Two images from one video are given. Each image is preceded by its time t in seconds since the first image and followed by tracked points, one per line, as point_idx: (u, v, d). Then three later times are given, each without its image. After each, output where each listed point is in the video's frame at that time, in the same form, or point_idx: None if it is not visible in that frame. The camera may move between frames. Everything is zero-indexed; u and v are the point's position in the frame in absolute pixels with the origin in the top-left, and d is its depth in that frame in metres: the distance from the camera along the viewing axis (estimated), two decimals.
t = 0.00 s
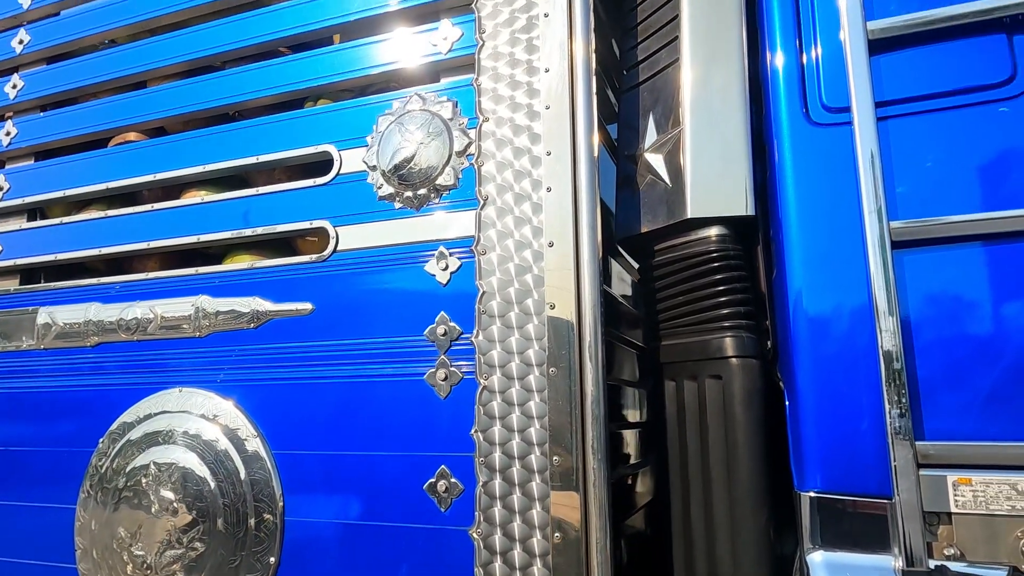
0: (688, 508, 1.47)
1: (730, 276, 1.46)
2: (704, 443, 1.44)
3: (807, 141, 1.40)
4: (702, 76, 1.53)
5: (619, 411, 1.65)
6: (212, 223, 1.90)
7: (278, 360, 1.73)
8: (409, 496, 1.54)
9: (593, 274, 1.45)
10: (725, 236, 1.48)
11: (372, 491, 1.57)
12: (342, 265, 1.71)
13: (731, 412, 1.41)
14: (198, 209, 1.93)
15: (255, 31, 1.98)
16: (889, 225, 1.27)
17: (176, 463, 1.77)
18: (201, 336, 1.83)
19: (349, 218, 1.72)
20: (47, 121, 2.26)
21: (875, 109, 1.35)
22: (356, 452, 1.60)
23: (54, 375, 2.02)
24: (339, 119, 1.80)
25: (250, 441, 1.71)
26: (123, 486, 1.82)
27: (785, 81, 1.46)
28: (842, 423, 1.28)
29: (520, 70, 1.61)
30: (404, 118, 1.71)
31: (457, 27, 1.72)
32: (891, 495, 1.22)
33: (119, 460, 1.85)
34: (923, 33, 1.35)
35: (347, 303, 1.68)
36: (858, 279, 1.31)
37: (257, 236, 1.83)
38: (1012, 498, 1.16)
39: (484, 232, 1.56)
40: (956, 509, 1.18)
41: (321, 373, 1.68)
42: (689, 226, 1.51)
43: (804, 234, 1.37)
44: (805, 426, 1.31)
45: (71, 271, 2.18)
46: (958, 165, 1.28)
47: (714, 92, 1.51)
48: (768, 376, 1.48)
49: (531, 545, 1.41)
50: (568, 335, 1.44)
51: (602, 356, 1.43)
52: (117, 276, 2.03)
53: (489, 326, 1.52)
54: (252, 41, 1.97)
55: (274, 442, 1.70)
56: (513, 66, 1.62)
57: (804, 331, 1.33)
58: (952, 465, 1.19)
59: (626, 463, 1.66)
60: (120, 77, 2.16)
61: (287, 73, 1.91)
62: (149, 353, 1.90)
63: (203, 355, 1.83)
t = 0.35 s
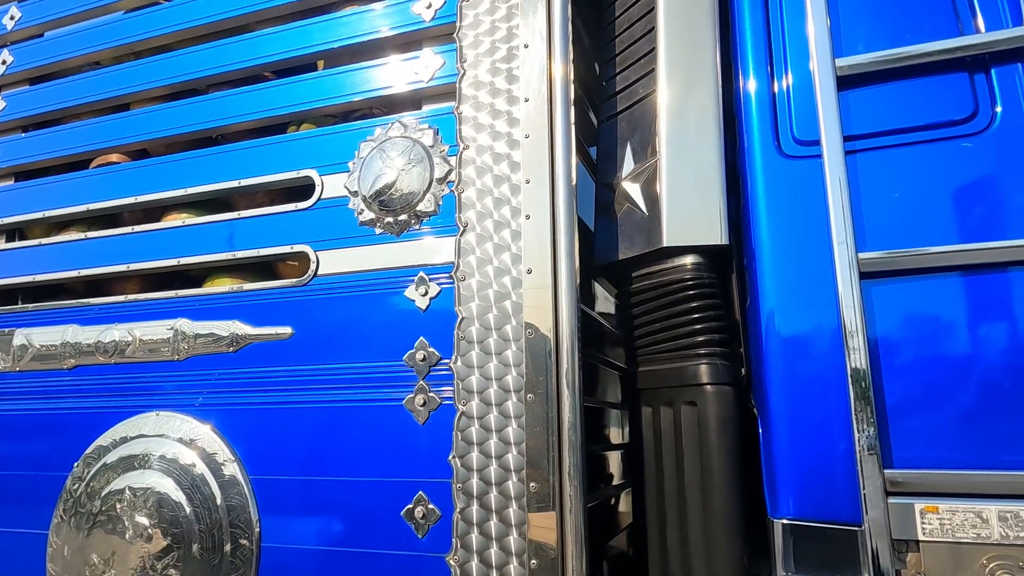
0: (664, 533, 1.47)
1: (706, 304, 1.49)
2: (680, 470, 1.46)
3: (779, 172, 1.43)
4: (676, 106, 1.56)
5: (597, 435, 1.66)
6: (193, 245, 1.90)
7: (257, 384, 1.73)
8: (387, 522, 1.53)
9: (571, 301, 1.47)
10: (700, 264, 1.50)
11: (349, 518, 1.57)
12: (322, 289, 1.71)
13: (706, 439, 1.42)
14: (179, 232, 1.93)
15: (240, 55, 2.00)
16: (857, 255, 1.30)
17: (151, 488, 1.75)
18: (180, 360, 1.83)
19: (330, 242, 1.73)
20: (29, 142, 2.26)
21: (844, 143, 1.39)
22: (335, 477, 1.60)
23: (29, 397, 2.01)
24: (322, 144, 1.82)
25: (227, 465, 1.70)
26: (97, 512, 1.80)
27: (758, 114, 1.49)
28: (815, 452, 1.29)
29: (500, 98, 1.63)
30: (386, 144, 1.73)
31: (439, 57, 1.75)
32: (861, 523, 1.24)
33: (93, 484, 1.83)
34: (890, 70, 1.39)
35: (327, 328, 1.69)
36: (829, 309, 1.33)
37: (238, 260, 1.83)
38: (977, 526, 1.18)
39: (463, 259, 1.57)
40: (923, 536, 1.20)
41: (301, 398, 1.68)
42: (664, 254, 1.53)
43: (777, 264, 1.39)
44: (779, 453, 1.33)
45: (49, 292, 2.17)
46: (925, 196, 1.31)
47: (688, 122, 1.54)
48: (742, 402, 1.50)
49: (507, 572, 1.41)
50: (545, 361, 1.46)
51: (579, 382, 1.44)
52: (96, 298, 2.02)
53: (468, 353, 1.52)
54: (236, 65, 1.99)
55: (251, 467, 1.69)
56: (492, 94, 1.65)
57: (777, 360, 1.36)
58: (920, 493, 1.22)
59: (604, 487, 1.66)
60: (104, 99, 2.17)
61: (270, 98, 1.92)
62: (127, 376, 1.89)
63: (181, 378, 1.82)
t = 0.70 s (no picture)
0: (640, 557, 1.48)
1: (682, 329, 1.51)
2: (656, 495, 1.47)
3: (753, 202, 1.47)
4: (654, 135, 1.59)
5: (576, 458, 1.68)
6: (174, 267, 1.90)
7: (236, 407, 1.73)
8: (365, 547, 1.53)
9: (550, 327, 1.49)
10: (677, 290, 1.53)
11: (327, 542, 1.56)
12: (303, 313, 1.72)
13: (682, 464, 1.44)
14: (160, 253, 1.93)
15: (225, 79, 2.01)
16: (827, 285, 1.34)
17: (127, 511, 1.73)
18: (159, 382, 1.82)
19: (311, 266, 1.74)
20: (11, 161, 2.26)
21: (815, 174, 1.42)
22: (313, 502, 1.60)
23: (6, 418, 1.99)
24: (305, 168, 1.83)
25: (205, 488, 1.69)
26: (71, 536, 1.78)
27: (732, 145, 1.53)
28: (787, 478, 1.31)
29: (482, 126, 1.66)
30: (369, 169, 1.75)
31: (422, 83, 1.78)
32: (832, 549, 1.26)
33: (68, 508, 1.81)
34: (859, 104, 1.44)
35: (307, 351, 1.69)
36: (801, 337, 1.36)
37: (219, 282, 1.84)
38: (945, 552, 1.20)
39: (444, 284, 1.59)
40: (893, 562, 1.22)
41: (279, 421, 1.67)
42: (641, 281, 1.56)
43: (751, 291, 1.42)
44: (753, 479, 1.35)
45: (28, 312, 2.15)
46: (893, 227, 1.35)
47: (665, 151, 1.58)
48: (717, 427, 1.52)
49: None
50: (524, 387, 1.47)
51: (557, 407, 1.46)
52: (76, 319, 2.01)
53: (447, 377, 1.53)
54: (221, 89, 2.01)
55: (229, 491, 1.68)
56: (474, 121, 1.67)
57: (751, 386, 1.38)
58: (890, 519, 1.24)
59: (583, 510, 1.67)
60: (87, 119, 2.18)
61: (254, 122, 1.94)
62: (105, 398, 1.88)
63: (160, 400, 1.81)
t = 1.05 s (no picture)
0: None
1: (664, 351, 1.53)
2: (639, 516, 1.48)
3: (734, 226, 1.49)
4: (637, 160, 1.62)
5: (561, 477, 1.69)
6: (160, 285, 1.90)
7: (220, 426, 1.72)
8: (348, 568, 1.53)
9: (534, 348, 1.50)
10: (660, 313, 1.55)
11: (310, 564, 1.56)
12: (289, 332, 1.72)
13: (664, 485, 1.46)
14: (146, 271, 1.93)
15: (214, 98, 2.03)
16: (806, 309, 1.36)
17: (107, 532, 1.71)
18: (142, 401, 1.81)
19: (298, 285, 1.75)
20: None
21: (795, 200, 1.46)
22: (296, 522, 1.59)
23: None
24: (292, 188, 1.84)
25: (186, 509, 1.68)
26: (50, 557, 1.76)
27: (714, 170, 1.56)
28: (767, 499, 1.33)
29: (469, 148, 1.68)
30: (356, 190, 1.76)
31: (410, 105, 1.80)
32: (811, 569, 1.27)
33: (47, 528, 1.79)
34: (837, 132, 1.47)
35: (292, 371, 1.69)
36: (781, 359, 1.38)
37: (204, 300, 1.84)
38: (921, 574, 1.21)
39: (429, 305, 1.60)
40: None
41: (263, 441, 1.67)
42: (625, 303, 1.58)
43: (733, 314, 1.44)
44: (735, 500, 1.36)
45: (11, 328, 2.14)
46: (870, 253, 1.38)
47: (649, 176, 1.60)
48: (698, 448, 1.54)
49: None
50: (508, 408, 1.48)
51: (541, 427, 1.47)
52: (59, 337, 2.00)
53: (432, 397, 1.54)
54: (209, 108, 2.02)
55: (211, 511, 1.67)
56: (461, 144, 1.69)
57: (732, 408, 1.40)
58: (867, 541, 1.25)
59: (568, 528, 1.68)
60: (75, 136, 2.18)
61: (242, 141, 1.95)
62: (87, 417, 1.86)
63: (143, 419, 1.81)
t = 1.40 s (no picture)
0: None
1: (648, 371, 1.54)
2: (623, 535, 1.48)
3: (718, 246, 1.51)
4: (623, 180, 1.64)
5: (546, 494, 1.68)
6: (143, 300, 1.88)
7: (202, 443, 1.71)
8: None
9: (519, 366, 1.50)
10: (645, 331, 1.56)
11: None
12: (273, 349, 1.71)
13: (649, 505, 1.46)
14: (130, 286, 1.91)
15: (201, 113, 2.03)
16: (789, 329, 1.38)
17: (84, 551, 1.68)
18: (124, 417, 1.79)
19: (283, 302, 1.74)
20: None
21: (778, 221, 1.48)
22: (278, 542, 1.57)
23: None
24: (278, 204, 1.84)
25: (166, 528, 1.66)
26: None
27: (698, 191, 1.57)
28: (750, 519, 1.33)
29: (456, 166, 1.69)
30: (343, 207, 1.76)
31: (397, 123, 1.81)
32: None
33: (23, 547, 1.76)
34: (819, 155, 1.50)
35: (276, 388, 1.68)
36: (763, 379, 1.39)
37: (188, 316, 1.83)
38: None
39: (415, 322, 1.60)
40: None
41: (246, 459, 1.66)
42: (610, 321, 1.58)
43: (717, 333, 1.45)
44: (719, 519, 1.36)
45: None
46: (851, 274, 1.40)
47: (634, 196, 1.62)
48: (683, 466, 1.55)
49: None
50: (493, 426, 1.48)
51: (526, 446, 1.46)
52: (40, 351, 1.98)
53: (417, 415, 1.54)
54: (197, 123, 2.02)
55: (192, 530, 1.65)
56: (448, 162, 1.70)
57: (716, 428, 1.40)
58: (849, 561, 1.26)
59: (554, 546, 1.68)
60: (61, 149, 2.17)
61: (229, 156, 1.95)
62: (67, 433, 1.84)
63: (124, 436, 1.79)
